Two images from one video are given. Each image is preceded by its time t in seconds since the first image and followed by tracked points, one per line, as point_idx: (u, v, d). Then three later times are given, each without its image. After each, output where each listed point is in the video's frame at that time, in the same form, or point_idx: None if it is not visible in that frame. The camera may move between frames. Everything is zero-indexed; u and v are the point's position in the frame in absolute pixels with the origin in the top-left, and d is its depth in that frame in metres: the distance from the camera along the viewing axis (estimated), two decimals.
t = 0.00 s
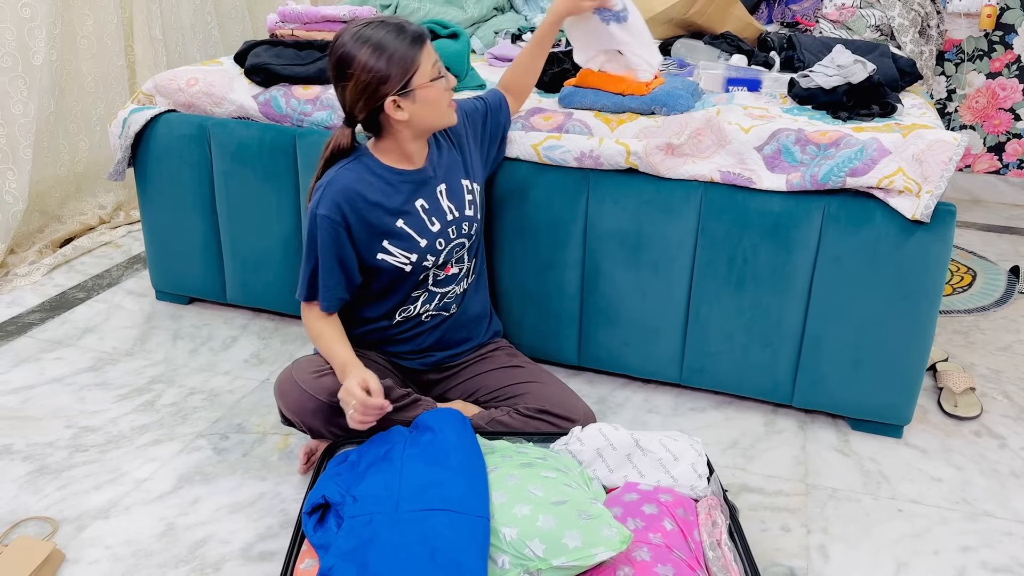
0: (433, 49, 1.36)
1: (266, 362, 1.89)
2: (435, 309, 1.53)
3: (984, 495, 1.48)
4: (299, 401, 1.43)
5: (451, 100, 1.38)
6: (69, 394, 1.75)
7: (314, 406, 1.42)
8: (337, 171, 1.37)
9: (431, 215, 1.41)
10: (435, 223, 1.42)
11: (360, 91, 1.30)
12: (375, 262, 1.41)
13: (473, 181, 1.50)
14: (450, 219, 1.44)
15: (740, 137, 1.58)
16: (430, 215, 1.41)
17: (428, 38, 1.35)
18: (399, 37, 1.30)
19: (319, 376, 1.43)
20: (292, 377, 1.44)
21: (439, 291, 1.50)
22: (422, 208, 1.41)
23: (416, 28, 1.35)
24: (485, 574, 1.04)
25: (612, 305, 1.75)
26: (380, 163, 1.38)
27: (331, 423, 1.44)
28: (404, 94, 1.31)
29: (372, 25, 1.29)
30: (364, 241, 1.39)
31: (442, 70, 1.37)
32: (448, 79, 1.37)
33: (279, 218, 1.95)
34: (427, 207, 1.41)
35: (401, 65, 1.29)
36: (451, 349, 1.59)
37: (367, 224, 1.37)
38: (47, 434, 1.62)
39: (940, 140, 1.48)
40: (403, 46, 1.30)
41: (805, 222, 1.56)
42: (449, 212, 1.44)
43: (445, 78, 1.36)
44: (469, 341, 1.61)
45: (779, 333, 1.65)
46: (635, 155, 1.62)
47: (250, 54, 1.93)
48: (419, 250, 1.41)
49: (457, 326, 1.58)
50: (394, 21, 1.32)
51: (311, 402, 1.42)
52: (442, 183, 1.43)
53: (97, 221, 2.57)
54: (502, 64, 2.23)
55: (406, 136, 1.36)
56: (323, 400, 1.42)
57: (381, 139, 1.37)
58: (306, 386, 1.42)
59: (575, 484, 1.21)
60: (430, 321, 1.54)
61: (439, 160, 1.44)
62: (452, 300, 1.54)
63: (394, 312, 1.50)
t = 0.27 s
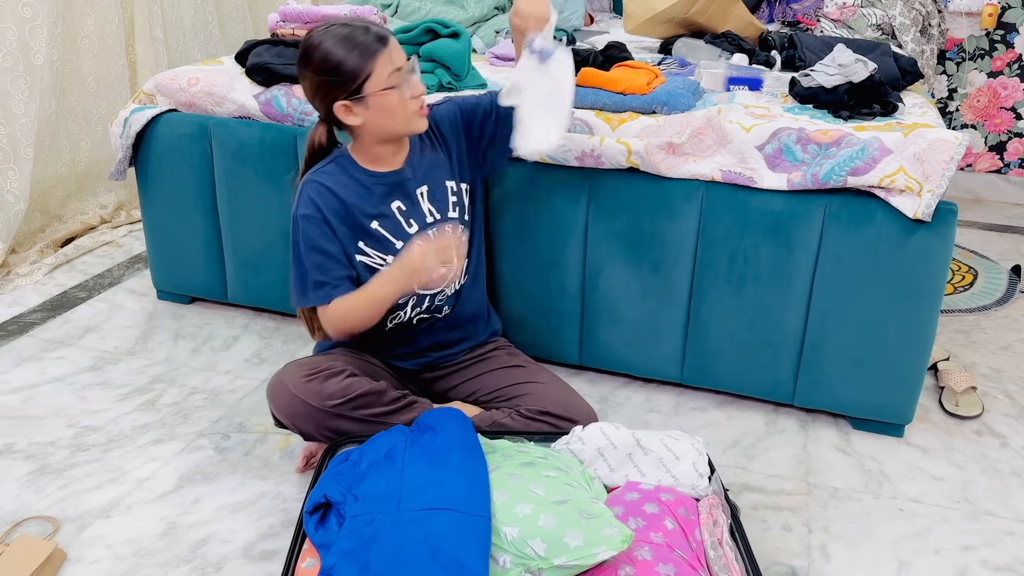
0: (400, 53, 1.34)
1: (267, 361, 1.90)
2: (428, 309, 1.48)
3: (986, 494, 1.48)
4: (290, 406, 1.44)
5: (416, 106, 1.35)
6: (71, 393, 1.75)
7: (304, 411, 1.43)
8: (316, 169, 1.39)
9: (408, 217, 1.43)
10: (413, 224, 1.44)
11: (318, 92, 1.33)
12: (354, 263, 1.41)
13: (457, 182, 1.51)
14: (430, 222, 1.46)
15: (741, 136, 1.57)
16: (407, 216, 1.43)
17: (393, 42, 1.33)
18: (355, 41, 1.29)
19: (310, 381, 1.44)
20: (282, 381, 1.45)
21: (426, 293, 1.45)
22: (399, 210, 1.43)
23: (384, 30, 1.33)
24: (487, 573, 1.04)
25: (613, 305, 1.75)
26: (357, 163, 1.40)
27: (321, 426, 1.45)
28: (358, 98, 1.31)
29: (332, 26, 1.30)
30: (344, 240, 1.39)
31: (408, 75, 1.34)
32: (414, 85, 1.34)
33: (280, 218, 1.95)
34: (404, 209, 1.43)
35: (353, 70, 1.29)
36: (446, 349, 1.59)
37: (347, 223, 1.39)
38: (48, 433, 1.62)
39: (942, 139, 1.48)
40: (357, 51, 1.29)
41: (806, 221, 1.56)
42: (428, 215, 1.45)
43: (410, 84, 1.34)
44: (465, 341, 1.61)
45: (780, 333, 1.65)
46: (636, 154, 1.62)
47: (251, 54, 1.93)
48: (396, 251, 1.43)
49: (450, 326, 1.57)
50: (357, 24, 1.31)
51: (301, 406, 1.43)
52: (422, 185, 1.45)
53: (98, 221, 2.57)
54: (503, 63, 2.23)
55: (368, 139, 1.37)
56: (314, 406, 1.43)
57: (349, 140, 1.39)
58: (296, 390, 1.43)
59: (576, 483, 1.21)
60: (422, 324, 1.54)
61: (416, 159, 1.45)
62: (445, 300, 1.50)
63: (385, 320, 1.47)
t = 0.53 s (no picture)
0: (370, 63, 1.31)
1: (268, 360, 1.90)
2: (412, 322, 1.51)
3: (988, 493, 1.48)
4: (274, 412, 1.44)
5: (371, 120, 1.33)
6: (72, 393, 1.75)
7: (287, 416, 1.43)
8: (310, 151, 1.43)
9: (388, 218, 1.40)
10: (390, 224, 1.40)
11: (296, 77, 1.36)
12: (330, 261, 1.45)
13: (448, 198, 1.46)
14: (408, 229, 1.42)
15: (742, 135, 1.57)
16: (387, 217, 1.40)
17: (363, 50, 1.31)
18: (321, 44, 1.30)
19: (293, 387, 1.43)
20: (267, 389, 1.45)
21: (405, 301, 1.49)
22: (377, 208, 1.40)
23: (360, 36, 1.31)
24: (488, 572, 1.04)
25: (614, 304, 1.75)
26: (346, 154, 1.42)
27: (307, 432, 1.45)
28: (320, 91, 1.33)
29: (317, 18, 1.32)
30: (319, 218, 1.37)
31: (369, 88, 1.31)
32: (373, 99, 1.31)
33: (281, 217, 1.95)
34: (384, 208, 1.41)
35: (315, 72, 1.31)
36: (438, 349, 1.58)
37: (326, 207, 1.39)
38: (50, 433, 1.62)
39: (944, 137, 1.48)
40: (320, 54, 1.30)
41: (807, 220, 1.55)
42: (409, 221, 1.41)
43: (368, 97, 1.31)
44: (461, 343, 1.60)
45: (782, 332, 1.65)
46: (637, 153, 1.61)
47: (252, 53, 1.93)
48: (366, 247, 1.41)
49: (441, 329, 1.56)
50: (338, 22, 1.31)
51: (285, 412, 1.43)
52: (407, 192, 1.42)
53: (99, 220, 2.57)
54: (505, 62, 2.23)
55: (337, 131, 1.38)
56: (297, 412, 1.42)
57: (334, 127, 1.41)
58: (280, 397, 1.43)
59: (577, 482, 1.21)
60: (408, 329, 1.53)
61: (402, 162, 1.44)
62: (429, 312, 1.51)
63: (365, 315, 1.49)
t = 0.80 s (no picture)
0: (373, 73, 1.29)
1: (270, 359, 1.90)
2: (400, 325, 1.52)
3: (989, 492, 1.48)
4: (269, 422, 1.44)
5: (362, 130, 1.31)
6: (74, 392, 1.75)
7: (281, 426, 1.44)
8: (311, 150, 1.44)
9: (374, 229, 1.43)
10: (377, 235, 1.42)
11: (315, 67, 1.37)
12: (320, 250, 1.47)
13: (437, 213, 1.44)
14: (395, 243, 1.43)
15: (744, 134, 1.58)
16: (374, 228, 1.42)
17: (369, 60, 1.28)
18: (332, 41, 1.29)
19: (285, 397, 1.43)
20: (259, 399, 1.45)
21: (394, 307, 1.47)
22: (366, 217, 1.42)
23: (371, 44, 1.28)
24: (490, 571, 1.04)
25: (615, 303, 1.75)
26: (345, 159, 1.41)
27: (302, 441, 1.45)
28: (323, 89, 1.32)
29: (340, 18, 1.31)
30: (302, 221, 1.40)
31: (365, 98, 1.30)
32: (366, 110, 1.29)
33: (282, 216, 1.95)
34: (372, 219, 1.42)
35: (322, 66, 1.31)
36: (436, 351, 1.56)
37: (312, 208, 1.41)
38: (51, 432, 1.62)
39: (945, 136, 1.48)
40: (327, 50, 1.29)
41: (808, 218, 1.55)
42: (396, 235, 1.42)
43: (362, 107, 1.30)
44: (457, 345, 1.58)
45: (783, 330, 1.65)
46: (638, 151, 1.61)
47: (253, 51, 1.92)
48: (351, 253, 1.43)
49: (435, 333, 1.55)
50: (354, 27, 1.29)
51: (278, 422, 1.44)
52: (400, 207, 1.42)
53: (101, 219, 2.57)
54: (506, 61, 2.23)
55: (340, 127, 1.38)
56: (290, 421, 1.43)
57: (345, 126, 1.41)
58: (274, 408, 1.43)
59: (579, 481, 1.21)
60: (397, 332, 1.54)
61: (401, 175, 1.41)
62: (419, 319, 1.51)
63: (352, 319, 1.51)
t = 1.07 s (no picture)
0: (395, 89, 1.17)
1: (271, 358, 1.90)
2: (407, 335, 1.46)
3: (991, 490, 1.48)
4: (271, 430, 1.44)
5: (378, 146, 1.21)
6: (75, 390, 1.75)
7: (284, 434, 1.44)
8: (322, 151, 1.36)
9: (383, 241, 1.35)
10: (385, 248, 1.36)
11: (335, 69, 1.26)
12: (325, 256, 1.41)
13: (446, 229, 1.36)
14: (404, 257, 1.36)
15: (745, 132, 1.58)
16: (382, 240, 1.36)
17: (393, 74, 1.17)
18: (356, 48, 1.17)
19: (287, 405, 1.43)
20: (261, 408, 1.45)
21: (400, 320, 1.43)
22: (376, 230, 1.35)
23: (397, 57, 1.17)
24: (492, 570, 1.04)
25: (617, 301, 1.75)
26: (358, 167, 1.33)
27: (305, 447, 1.46)
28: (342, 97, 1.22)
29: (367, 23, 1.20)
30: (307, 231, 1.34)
31: (385, 113, 1.19)
32: (384, 126, 1.19)
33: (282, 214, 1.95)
34: (383, 232, 1.35)
35: (343, 72, 1.19)
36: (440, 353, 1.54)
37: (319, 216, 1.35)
38: (53, 430, 1.62)
39: (947, 134, 1.48)
40: (350, 56, 1.17)
41: (810, 216, 1.55)
42: (406, 250, 1.36)
43: (380, 122, 1.19)
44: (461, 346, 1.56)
45: (785, 328, 1.65)
46: (639, 150, 1.61)
47: (254, 50, 1.92)
48: (357, 263, 1.37)
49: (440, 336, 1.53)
50: (380, 35, 1.18)
51: (281, 430, 1.44)
52: (410, 222, 1.35)
53: (102, 218, 2.57)
54: (506, 59, 2.22)
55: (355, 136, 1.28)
56: (292, 429, 1.43)
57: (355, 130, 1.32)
58: (275, 416, 1.43)
59: (581, 479, 1.20)
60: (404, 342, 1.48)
61: (414, 190, 1.34)
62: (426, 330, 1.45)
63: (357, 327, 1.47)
